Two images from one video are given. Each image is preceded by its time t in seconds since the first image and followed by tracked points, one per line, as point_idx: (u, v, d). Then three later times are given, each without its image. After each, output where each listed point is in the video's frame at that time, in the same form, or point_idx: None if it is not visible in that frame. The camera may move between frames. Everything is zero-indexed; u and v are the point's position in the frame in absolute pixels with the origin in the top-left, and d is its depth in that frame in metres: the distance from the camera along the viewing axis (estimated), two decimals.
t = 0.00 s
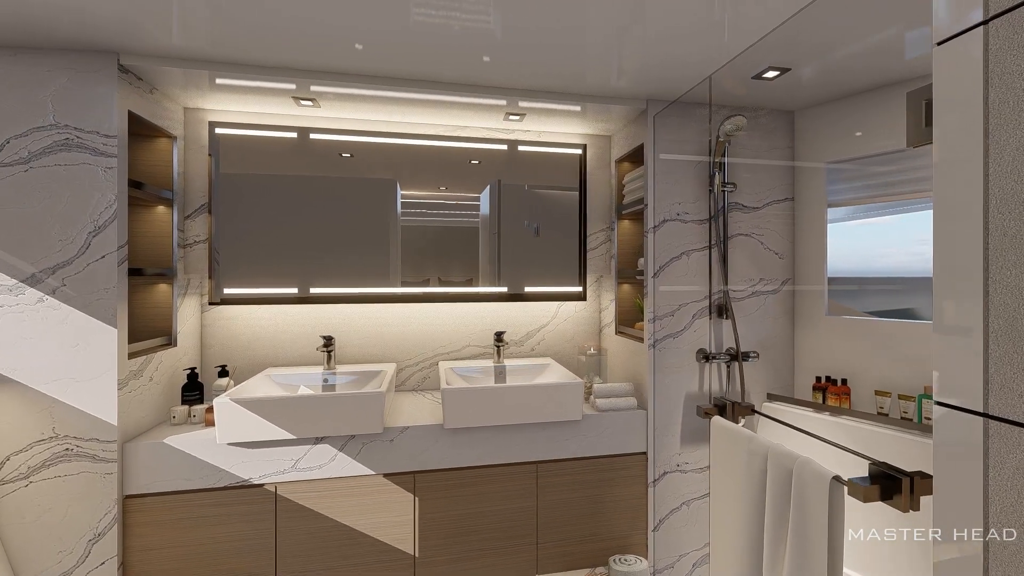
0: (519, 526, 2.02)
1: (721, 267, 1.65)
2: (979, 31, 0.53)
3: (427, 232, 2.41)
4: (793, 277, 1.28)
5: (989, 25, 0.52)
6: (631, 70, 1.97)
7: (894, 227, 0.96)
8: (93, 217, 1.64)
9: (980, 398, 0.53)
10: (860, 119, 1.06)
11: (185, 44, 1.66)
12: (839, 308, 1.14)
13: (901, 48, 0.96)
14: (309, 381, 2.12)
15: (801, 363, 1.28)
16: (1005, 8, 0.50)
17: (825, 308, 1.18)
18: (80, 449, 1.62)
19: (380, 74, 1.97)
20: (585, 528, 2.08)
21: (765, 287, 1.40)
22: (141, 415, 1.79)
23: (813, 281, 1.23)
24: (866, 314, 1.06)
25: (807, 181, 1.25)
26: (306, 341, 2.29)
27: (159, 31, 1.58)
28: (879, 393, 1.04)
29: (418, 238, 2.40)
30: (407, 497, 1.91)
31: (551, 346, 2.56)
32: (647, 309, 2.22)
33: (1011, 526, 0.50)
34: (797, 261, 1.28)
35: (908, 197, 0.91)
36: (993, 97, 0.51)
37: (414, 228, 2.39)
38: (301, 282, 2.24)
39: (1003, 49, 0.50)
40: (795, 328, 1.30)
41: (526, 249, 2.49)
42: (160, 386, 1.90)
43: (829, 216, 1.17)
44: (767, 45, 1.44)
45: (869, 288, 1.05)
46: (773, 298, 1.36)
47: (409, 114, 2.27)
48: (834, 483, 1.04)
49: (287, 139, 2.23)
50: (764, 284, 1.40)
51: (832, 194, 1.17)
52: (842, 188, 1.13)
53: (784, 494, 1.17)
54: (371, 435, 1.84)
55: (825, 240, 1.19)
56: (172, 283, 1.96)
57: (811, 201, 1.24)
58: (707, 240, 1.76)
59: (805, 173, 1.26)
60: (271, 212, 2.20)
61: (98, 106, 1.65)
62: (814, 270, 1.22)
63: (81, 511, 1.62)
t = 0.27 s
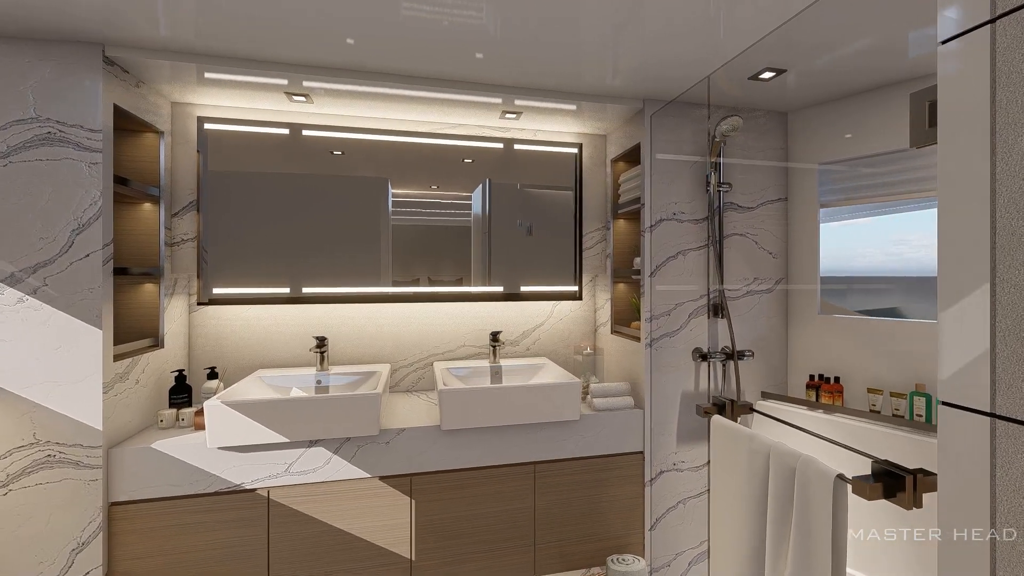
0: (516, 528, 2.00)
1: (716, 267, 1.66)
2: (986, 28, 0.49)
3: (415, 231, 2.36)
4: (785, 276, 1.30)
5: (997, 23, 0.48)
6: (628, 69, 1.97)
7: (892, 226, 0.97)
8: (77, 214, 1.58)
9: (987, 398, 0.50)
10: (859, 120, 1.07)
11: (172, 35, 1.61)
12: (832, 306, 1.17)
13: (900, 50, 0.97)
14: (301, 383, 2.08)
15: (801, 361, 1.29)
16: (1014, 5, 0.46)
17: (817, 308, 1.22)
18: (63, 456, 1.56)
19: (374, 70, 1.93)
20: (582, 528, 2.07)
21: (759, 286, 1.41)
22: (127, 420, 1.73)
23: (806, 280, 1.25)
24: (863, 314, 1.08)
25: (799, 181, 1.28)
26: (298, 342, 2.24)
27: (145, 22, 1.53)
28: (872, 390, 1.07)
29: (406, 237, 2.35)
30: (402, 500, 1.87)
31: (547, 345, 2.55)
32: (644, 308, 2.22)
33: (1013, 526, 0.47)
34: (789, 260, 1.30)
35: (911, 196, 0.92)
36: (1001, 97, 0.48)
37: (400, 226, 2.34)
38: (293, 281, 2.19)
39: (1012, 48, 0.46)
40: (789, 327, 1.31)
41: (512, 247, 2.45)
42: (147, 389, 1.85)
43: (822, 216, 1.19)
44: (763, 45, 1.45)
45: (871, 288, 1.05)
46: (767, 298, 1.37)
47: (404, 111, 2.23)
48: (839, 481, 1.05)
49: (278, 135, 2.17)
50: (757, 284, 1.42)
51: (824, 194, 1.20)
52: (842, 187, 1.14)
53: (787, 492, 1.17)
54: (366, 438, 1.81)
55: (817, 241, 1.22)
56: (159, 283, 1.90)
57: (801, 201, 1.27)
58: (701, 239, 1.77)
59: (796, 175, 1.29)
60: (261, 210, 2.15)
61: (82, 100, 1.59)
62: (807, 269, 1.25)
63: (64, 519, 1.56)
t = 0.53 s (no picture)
0: (513, 529, 1.99)
1: (711, 266, 1.69)
2: (990, 28, 0.49)
3: (406, 229, 2.31)
4: (778, 275, 1.36)
5: (1002, 22, 0.47)
6: (624, 69, 1.97)
7: (887, 225, 1.00)
8: (59, 210, 1.52)
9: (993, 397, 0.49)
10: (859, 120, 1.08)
11: (158, 26, 1.55)
12: (823, 305, 1.22)
13: (900, 51, 0.98)
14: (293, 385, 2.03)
15: (799, 359, 1.30)
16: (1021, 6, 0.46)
17: (809, 307, 1.26)
18: (43, 463, 1.50)
19: (368, 65, 1.89)
20: (580, 528, 2.07)
21: (752, 285, 1.46)
22: (111, 424, 1.67)
23: (797, 280, 1.31)
24: (856, 313, 1.11)
25: (789, 181, 1.32)
26: (290, 343, 2.19)
27: (130, 12, 1.47)
28: (862, 387, 1.10)
29: (398, 235, 2.31)
30: (398, 503, 1.85)
31: (542, 345, 2.54)
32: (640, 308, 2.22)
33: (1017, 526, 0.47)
34: (780, 260, 1.35)
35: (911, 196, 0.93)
36: (1009, 96, 0.47)
37: (391, 225, 2.29)
38: (284, 281, 2.13)
39: (1019, 48, 0.46)
40: (779, 324, 1.37)
41: (506, 245, 2.42)
42: (133, 392, 1.78)
43: (812, 216, 1.24)
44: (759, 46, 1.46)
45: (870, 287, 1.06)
46: (760, 296, 1.43)
47: (398, 108, 2.20)
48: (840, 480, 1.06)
49: (269, 130, 2.11)
50: (751, 283, 1.47)
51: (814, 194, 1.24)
52: (841, 187, 1.15)
53: (789, 489, 1.18)
54: (362, 440, 1.78)
55: (806, 237, 1.27)
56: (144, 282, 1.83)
57: (791, 201, 1.32)
58: (698, 239, 1.80)
59: (787, 176, 1.33)
60: (250, 207, 2.08)
61: (63, 91, 1.52)
62: (799, 269, 1.29)
63: (45, 529, 1.50)
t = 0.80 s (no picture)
0: (510, 529, 1.97)
1: (705, 265, 1.70)
2: (994, 28, 0.45)
3: (400, 228, 2.28)
4: (769, 274, 1.39)
5: (1007, 23, 0.44)
6: (620, 68, 1.97)
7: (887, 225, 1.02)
8: (39, 206, 1.45)
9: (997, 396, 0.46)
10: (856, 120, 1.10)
11: (144, 16, 1.50)
12: (812, 304, 1.27)
13: (897, 53, 1.00)
14: (284, 387, 1.98)
15: (797, 357, 1.32)
16: None
17: (801, 306, 1.29)
18: (23, 470, 1.43)
19: (362, 60, 1.86)
20: (576, 527, 2.06)
21: (745, 283, 1.48)
22: (95, 429, 1.60)
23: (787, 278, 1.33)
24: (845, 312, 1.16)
25: (780, 181, 1.35)
26: (281, 343, 2.15)
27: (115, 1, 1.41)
28: (852, 384, 1.15)
29: (389, 232, 2.27)
30: (394, 506, 1.82)
31: (536, 343, 2.54)
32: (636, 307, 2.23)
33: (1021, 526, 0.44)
34: (773, 259, 1.38)
35: (911, 194, 0.95)
36: (1012, 98, 0.43)
37: (383, 222, 2.25)
38: (275, 280, 2.08)
39: None
40: (769, 323, 1.40)
41: (500, 244, 2.41)
42: (116, 395, 1.72)
43: (804, 216, 1.27)
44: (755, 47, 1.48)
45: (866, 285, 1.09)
46: (751, 295, 1.45)
47: (392, 104, 2.16)
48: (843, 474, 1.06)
49: (259, 125, 2.05)
50: (744, 282, 1.49)
51: (806, 194, 1.27)
52: (838, 186, 1.17)
53: (790, 485, 1.18)
54: (358, 442, 1.74)
55: (797, 238, 1.30)
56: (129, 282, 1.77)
57: (783, 201, 1.34)
58: (692, 237, 1.81)
59: (778, 176, 1.35)
60: (239, 204, 2.02)
61: (43, 82, 1.46)
62: (789, 268, 1.32)
63: (23, 539, 1.43)
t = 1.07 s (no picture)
0: (507, 529, 1.96)
1: (699, 263, 1.71)
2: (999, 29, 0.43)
3: (393, 225, 2.24)
4: (760, 272, 1.42)
5: (1011, 23, 0.42)
6: (615, 67, 1.98)
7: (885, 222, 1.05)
8: (16, 202, 1.38)
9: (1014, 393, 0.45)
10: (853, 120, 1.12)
11: (127, 4, 1.44)
12: (800, 302, 1.30)
13: (895, 55, 1.02)
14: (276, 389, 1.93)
15: (792, 354, 1.33)
16: None
17: (790, 304, 1.33)
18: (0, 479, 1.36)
19: (356, 55, 1.82)
20: (573, 525, 2.06)
21: (736, 282, 1.51)
22: (77, 434, 1.54)
23: (777, 277, 1.37)
24: (833, 310, 1.20)
25: (770, 182, 1.38)
26: (272, 343, 2.10)
27: None
28: (840, 379, 1.20)
29: (383, 230, 2.23)
30: (390, 508, 1.79)
31: (531, 342, 2.53)
32: (631, 305, 2.24)
33: None
34: (762, 258, 1.41)
35: (910, 194, 0.97)
36: (1017, 97, 0.42)
37: (374, 219, 2.21)
38: (265, 279, 2.02)
39: None
40: (761, 321, 1.43)
41: (495, 243, 2.39)
42: (99, 399, 1.65)
43: (794, 216, 1.30)
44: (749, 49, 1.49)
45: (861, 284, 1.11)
46: (743, 293, 1.48)
47: (386, 100, 2.13)
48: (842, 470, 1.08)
49: (249, 120, 2.00)
50: (736, 280, 1.52)
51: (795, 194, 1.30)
52: (834, 186, 1.19)
53: (790, 482, 1.19)
54: (353, 444, 1.71)
55: (788, 238, 1.33)
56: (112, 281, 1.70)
57: (774, 201, 1.37)
58: (685, 236, 1.82)
59: (769, 176, 1.38)
60: (228, 201, 1.96)
61: (21, 72, 1.39)
62: (779, 266, 1.35)
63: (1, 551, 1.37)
